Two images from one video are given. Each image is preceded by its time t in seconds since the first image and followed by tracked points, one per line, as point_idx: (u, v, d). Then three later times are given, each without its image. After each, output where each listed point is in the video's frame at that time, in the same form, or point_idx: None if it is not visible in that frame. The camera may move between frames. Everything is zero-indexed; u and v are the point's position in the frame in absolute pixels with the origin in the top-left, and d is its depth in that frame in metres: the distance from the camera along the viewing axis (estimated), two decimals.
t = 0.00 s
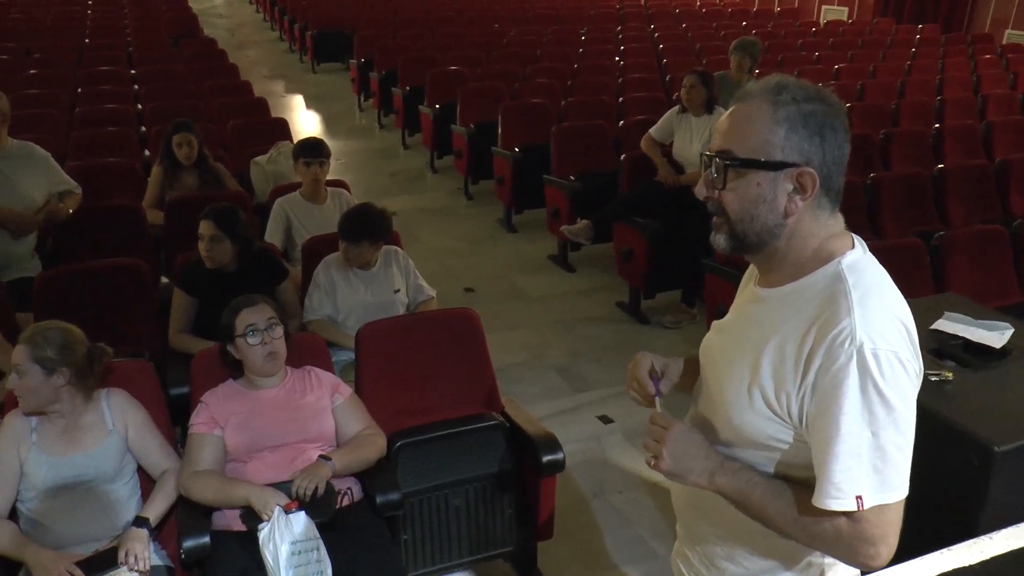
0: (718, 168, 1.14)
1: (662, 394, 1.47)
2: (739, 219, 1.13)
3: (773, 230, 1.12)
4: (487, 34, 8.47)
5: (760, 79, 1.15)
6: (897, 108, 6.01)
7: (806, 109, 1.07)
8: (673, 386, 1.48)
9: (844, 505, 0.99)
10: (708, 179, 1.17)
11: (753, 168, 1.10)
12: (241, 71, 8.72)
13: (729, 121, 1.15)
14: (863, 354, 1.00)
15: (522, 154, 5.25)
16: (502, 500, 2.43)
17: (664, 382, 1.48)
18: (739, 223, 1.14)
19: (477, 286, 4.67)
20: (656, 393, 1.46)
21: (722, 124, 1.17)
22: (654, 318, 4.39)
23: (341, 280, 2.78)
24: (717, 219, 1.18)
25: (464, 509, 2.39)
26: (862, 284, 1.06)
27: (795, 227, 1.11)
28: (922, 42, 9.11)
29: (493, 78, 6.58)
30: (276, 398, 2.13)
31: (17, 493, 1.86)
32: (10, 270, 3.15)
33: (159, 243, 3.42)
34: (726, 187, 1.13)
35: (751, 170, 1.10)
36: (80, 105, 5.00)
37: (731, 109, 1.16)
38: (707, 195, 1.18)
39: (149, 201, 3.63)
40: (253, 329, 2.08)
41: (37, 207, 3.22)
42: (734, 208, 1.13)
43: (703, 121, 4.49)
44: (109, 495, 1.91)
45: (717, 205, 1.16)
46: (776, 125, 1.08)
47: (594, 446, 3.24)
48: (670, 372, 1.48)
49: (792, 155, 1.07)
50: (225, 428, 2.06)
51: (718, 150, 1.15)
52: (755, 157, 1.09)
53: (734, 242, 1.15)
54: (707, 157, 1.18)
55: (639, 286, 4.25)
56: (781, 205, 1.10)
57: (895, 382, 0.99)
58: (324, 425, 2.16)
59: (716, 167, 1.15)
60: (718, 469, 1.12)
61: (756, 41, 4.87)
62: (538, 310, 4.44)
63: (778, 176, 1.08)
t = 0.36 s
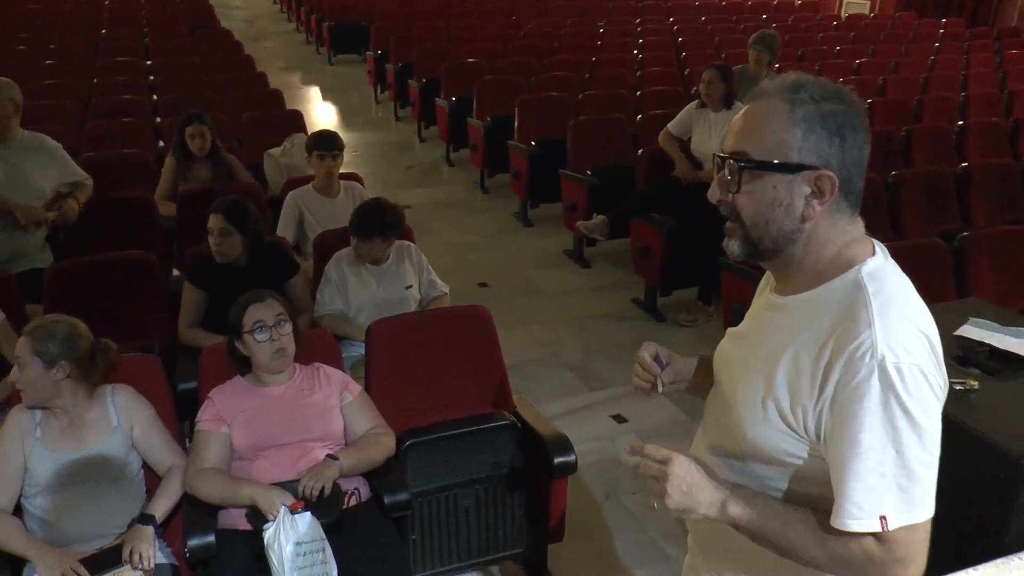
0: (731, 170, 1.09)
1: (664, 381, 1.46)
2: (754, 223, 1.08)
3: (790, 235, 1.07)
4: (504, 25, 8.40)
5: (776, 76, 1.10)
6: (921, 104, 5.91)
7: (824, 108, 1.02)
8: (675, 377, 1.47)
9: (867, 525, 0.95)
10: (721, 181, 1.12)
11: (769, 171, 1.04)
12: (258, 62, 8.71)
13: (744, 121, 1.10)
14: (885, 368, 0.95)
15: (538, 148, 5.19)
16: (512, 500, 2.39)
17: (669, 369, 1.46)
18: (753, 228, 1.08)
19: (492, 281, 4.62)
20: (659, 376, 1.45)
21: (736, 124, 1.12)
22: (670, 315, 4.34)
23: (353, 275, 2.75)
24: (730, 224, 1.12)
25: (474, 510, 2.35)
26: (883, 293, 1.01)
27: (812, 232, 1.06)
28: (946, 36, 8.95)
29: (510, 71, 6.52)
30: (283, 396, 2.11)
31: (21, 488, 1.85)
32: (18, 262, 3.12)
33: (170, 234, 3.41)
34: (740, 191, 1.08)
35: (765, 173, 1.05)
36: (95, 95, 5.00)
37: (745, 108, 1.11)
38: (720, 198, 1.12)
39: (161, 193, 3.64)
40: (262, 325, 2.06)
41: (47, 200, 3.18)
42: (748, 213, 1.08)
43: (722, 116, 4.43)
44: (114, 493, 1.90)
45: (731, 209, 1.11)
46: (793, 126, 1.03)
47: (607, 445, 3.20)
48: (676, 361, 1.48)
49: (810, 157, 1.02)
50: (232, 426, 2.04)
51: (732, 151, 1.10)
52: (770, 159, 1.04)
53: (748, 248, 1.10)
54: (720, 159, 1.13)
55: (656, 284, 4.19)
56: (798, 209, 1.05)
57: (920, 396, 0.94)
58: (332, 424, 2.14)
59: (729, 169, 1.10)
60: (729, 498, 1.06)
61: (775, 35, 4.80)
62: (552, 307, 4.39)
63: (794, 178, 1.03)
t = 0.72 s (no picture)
0: (798, 177, 1.01)
1: (699, 381, 1.42)
2: (819, 235, 1.00)
3: (858, 249, 0.98)
4: (562, 12, 8.29)
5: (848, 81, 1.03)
6: (991, 108, 5.66)
7: (901, 114, 0.94)
8: (714, 378, 1.42)
9: (936, 564, 0.88)
10: (786, 189, 1.04)
11: (838, 180, 0.96)
12: (314, 42, 8.73)
13: (813, 125, 1.02)
14: (958, 399, 0.86)
15: (591, 138, 5.10)
16: (551, 499, 2.35)
17: (707, 370, 1.41)
18: (819, 240, 1.00)
19: (539, 270, 4.57)
20: (693, 375, 1.41)
21: (803, 129, 1.04)
22: (719, 314, 4.23)
23: (400, 261, 2.71)
24: (793, 235, 1.04)
25: (512, 505, 2.32)
26: (957, 315, 0.92)
27: (882, 247, 0.97)
28: (1020, 37, 8.59)
29: (566, 59, 6.43)
30: (323, 380, 2.08)
31: (61, 459, 1.85)
32: (69, 230, 3.14)
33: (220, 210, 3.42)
34: (806, 200, 1.00)
35: (835, 181, 0.97)
36: (153, 69, 5.05)
37: (815, 113, 1.04)
38: (785, 207, 1.04)
39: (211, 169, 3.65)
40: (305, 308, 2.04)
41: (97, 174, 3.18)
42: (815, 223, 0.99)
43: (781, 113, 4.29)
44: (151, 469, 1.90)
45: (796, 218, 1.03)
46: (867, 132, 0.95)
47: (649, 444, 3.12)
48: (719, 362, 1.42)
49: (883, 167, 0.94)
50: (271, 408, 2.02)
51: (799, 156, 1.02)
52: (841, 166, 0.96)
53: (812, 260, 1.02)
54: (787, 164, 1.05)
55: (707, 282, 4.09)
56: (868, 222, 0.96)
57: (996, 429, 0.86)
58: (372, 411, 2.11)
59: (796, 176, 1.02)
60: (786, 538, 0.99)
61: (839, 31, 4.63)
62: (598, 300, 4.31)
63: (865, 189, 0.95)
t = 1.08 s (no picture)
0: (927, 186, 0.90)
1: (794, 389, 1.31)
2: (946, 251, 0.88)
3: (988, 269, 0.87)
4: None
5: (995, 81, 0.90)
6: None
7: None
8: (810, 387, 1.31)
9: None
10: (912, 199, 0.93)
11: (971, 193, 0.86)
12: (419, 19, 8.77)
13: (948, 132, 0.91)
14: None
15: (695, 127, 4.93)
16: (633, 497, 2.26)
17: (803, 378, 1.30)
18: (946, 256, 0.88)
19: (633, 260, 4.45)
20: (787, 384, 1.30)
21: (937, 135, 0.93)
22: (815, 317, 4.03)
23: (493, 243, 2.67)
24: (916, 249, 0.93)
25: (593, 501, 2.24)
26: None
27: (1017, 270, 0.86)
28: None
29: (673, 45, 6.24)
30: (409, 361, 2.06)
31: (152, 420, 1.89)
32: (171, 195, 3.17)
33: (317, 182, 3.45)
34: (935, 213, 0.89)
35: (968, 195, 0.86)
36: (261, 41, 5.14)
37: (951, 118, 0.92)
38: (908, 218, 0.93)
39: (310, 140, 3.66)
40: (395, 289, 2.01)
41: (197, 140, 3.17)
42: (943, 239, 0.88)
43: (894, 111, 4.02)
44: (236, 436, 1.91)
45: (920, 232, 0.92)
46: (1011, 143, 0.84)
47: (736, 447, 2.99)
48: (812, 367, 1.30)
49: None
50: (356, 385, 2.01)
51: (930, 163, 0.91)
52: (976, 179, 0.86)
53: (935, 279, 0.90)
54: (913, 173, 0.94)
55: (805, 282, 3.89)
56: (1004, 242, 0.85)
57: None
58: (456, 395, 2.07)
59: (925, 185, 0.90)
60: (881, 569, 0.94)
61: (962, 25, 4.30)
62: (691, 294, 4.17)
63: (1004, 206, 0.84)
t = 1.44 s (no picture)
0: None
1: (874, 363, 1.41)
2: None
3: None
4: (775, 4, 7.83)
5: None
6: None
7: None
8: (886, 369, 1.40)
9: None
10: None
11: None
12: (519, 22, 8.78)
13: None
14: None
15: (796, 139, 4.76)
16: (716, 520, 2.16)
17: (886, 360, 1.39)
18: None
19: (724, 274, 4.31)
20: (870, 353, 1.40)
21: None
22: (911, 340, 3.81)
23: (586, 252, 2.62)
24: None
25: (675, 521, 2.16)
26: None
27: None
28: None
29: (776, 54, 6.05)
30: (496, 368, 2.03)
31: (237, 412, 1.90)
32: (264, 190, 3.19)
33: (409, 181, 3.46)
34: None
35: None
36: (362, 41, 5.22)
37: None
38: None
39: (406, 140, 3.68)
40: (485, 295, 1.98)
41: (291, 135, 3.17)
42: None
43: (1008, 129, 3.78)
44: (317, 433, 1.91)
45: None
46: None
47: (824, 474, 2.85)
48: (892, 373, 1.40)
49: None
50: (441, 389, 2.00)
51: None
52: None
53: None
54: None
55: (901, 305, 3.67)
56: None
57: None
58: (541, 405, 2.03)
59: None
60: None
61: None
62: (783, 311, 4.01)
63: None
